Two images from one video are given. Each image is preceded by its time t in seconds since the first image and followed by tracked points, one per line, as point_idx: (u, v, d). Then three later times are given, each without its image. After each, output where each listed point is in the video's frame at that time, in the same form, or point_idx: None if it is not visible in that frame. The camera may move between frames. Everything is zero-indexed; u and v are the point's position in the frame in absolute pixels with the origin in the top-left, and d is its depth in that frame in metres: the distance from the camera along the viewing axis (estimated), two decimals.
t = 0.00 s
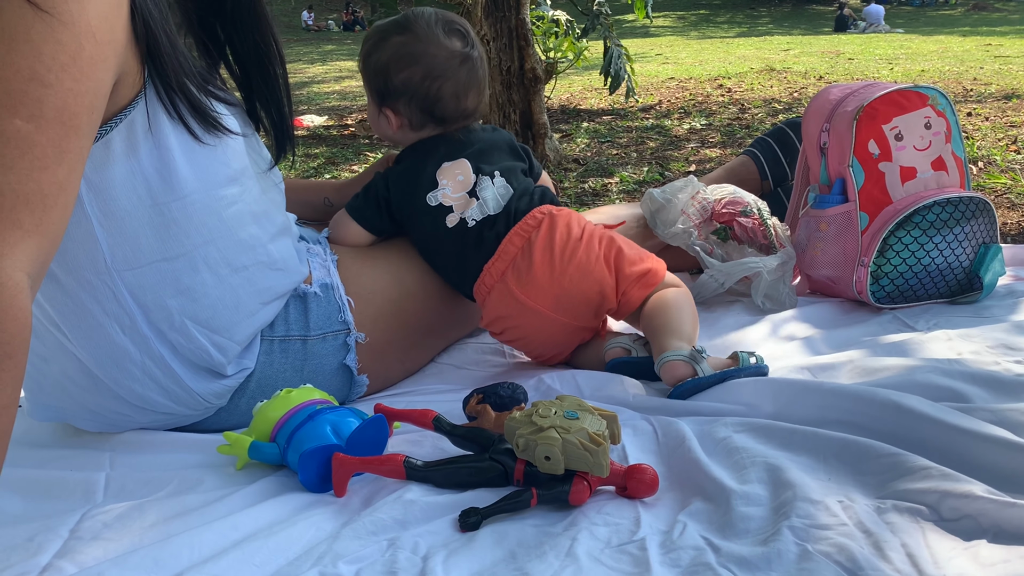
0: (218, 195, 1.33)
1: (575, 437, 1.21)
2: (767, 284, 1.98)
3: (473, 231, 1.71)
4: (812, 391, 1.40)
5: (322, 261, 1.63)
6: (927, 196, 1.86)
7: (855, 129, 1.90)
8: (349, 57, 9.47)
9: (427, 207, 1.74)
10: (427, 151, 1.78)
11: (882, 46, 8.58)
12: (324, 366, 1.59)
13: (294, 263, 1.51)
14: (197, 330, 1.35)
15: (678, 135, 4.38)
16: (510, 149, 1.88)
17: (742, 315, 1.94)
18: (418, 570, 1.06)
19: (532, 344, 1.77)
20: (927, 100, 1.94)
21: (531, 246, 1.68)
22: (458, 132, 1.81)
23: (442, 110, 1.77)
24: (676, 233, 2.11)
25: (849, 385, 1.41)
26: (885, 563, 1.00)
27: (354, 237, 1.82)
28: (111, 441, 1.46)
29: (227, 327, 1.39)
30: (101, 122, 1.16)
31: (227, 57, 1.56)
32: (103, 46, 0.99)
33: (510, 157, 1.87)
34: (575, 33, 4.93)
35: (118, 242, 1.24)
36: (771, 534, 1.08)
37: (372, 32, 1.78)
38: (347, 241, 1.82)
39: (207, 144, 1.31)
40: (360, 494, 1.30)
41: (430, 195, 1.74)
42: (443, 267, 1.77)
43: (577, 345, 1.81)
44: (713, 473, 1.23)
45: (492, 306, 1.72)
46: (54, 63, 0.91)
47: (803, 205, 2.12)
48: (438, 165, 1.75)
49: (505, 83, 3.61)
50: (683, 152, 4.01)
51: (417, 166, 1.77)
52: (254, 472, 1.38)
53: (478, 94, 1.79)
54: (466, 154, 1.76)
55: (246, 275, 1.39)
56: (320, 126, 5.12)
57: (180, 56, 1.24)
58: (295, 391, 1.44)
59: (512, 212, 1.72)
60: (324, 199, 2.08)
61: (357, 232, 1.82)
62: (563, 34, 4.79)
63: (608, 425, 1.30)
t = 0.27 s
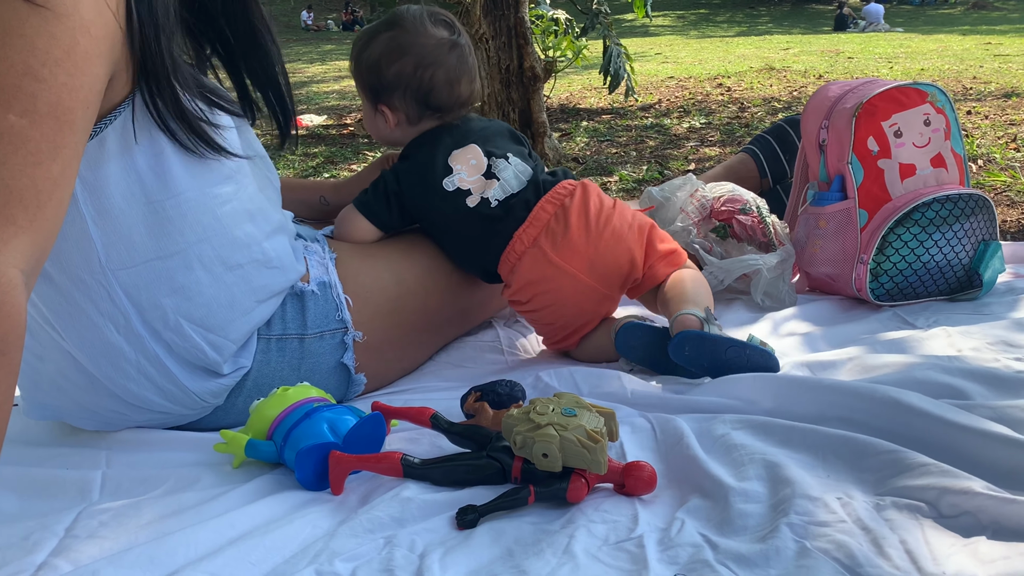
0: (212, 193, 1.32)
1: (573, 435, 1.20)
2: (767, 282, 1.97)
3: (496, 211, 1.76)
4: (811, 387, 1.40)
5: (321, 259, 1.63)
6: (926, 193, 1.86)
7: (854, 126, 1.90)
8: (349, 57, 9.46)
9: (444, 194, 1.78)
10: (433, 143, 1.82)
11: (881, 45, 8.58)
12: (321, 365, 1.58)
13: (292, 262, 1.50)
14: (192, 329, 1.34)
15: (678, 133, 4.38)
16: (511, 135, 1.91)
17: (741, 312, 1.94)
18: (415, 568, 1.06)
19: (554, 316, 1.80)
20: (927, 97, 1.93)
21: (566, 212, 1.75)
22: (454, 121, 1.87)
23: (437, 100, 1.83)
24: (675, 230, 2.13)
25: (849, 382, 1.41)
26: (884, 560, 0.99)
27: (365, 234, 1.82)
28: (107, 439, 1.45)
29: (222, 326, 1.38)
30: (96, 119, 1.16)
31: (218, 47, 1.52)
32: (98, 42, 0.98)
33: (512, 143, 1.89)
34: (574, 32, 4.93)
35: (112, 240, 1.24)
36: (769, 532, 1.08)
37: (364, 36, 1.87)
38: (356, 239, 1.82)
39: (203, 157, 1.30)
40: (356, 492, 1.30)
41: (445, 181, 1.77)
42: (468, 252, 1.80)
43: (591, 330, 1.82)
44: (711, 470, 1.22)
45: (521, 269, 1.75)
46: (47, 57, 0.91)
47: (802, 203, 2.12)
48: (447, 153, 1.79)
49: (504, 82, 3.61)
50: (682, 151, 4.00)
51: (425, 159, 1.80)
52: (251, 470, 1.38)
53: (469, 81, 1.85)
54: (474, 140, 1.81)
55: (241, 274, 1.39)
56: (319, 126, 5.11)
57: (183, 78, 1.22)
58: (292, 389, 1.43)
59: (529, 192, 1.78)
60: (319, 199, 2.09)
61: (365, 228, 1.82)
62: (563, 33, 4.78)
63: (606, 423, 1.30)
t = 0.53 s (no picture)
0: (214, 195, 1.33)
1: (565, 432, 1.20)
2: (761, 279, 1.98)
3: (512, 204, 1.80)
4: (804, 384, 1.40)
5: (316, 259, 1.63)
6: (919, 190, 1.86)
7: (848, 123, 1.91)
8: (345, 57, 9.45)
9: (459, 189, 1.82)
10: (439, 142, 1.86)
11: (877, 43, 8.59)
12: (316, 366, 1.59)
13: (288, 264, 1.51)
14: (191, 331, 1.34)
15: (674, 131, 4.39)
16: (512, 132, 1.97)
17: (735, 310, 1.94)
18: (410, 566, 1.06)
19: (573, 301, 1.79)
20: (920, 94, 1.94)
21: (591, 197, 1.81)
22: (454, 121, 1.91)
23: (436, 100, 1.87)
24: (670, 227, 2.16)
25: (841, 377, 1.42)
26: (876, 555, 1.00)
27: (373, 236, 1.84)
28: (102, 439, 1.46)
29: (220, 328, 1.39)
30: (101, 120, 1.15)
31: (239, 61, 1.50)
32: (104, 45, 0.98)
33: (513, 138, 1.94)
34: (570, 31, 4.93)
35: (114, 240, 1.24)
36: (761, 527, 1.08)
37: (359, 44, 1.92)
38: (363, 241, 1.82)
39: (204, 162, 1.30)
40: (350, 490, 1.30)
41: (459, 178, 1.82)
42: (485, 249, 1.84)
43: (597, 325, 1.83)
44: (703, 466, 1.23)
45: (547, 249, 1.78)
46: (55, 59, 0.91)
47: (796, 200, 2.13)
48: (458, 150, 1.83)
49: (500, 81, 3.61)
50: (678, 149, 4.01)
51: (435, 158, 1.84)
52: (245, 468, 1.38)
53: (465, 79, 1.90)
54: (483, 138, 1.86)
55: (239, 276, 1.39)
56: (315, 125, 5.11)
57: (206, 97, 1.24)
58: (287, 387, 1.43)
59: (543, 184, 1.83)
60: (311, 201, 2.09)
61: (371, 230, 1.83)
62: (559, 31, 4.79)
63: (600, 420, 1.31)
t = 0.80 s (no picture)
0: (200, 194, 1.33)
1: (558, 433, 1.21)
2: (754, 279, 1.99)
3: (517, 192, 1.84)
4: (795, 382, 1.41)
5: (310, 261, 1.64)
6: (911, 189, 1.87)
7: (841, 122, 1.91)
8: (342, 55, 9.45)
9: (462, 180, 1.84)
10: (439, 138, 1.88)
11: (873, 39, 8.59)
12: (310, 369, 1.59)
13: (280, 264, 1.51)
14: (181, 331, 1.34)
15: (670, 130, 4.39)
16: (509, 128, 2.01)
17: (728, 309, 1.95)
18: (402, 567, 1.07)
19: (574, 287, 1.81)
20: (913, 93, 1.94)
21: (594, 186, 1.85)
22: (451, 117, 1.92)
23: (432, 97, 1.88)
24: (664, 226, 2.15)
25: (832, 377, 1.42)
26: (865, 555, 1.01)
27: (374, 231, 1.82)
28: (96, 441, 1.46)
29: (210, 328, 1.38)
30: (85, 120, 1.15)
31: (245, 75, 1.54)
32: (88, 46, 0.98)
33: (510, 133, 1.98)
34: (566, 29, 4.93)
35: (100, 242, 1.24)
36: (751, 527, 1.09)
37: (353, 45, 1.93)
38: (364, 239, 1.81)
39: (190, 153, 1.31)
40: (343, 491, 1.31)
41: (461, 168, 1.84)
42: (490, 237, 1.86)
43: (595, 316, 1.84)
44: (695, 466, 1.23)
45: (550, 234, 1.81)
46: (38, 60, 0.91)
47: (789, 199, 2.13)
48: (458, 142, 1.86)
49: (495, 80, 3.61)
50: (674, 147, 4.01)
51: (437, 150, 1.86)
52: (239, 470, 1.38)
53: (461, 75, 1.91)
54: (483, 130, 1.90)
55: (228, 276, 1.39)
56: (311, 124, 5.11)
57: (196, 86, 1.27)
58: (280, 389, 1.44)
59: (545, 174, 1.88)
60: (305, 202, 2.09)
61: (373, 227, 1.82)
62: (554, 30, 4.78)
63: (591, 421, 1.31)
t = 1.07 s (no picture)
0: (188, 183, 1.33)
1: (559, 427, 1.21)
2: (755, 274, 1.98)
3: (537, 176, 1.87)
4: (796, 378, 1.41)
5: (308, 254, 1.65)
6: (912, 185, 1.87)
7: (841, 118, 1.91)
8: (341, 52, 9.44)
9: (481, 166, 1.86)
10: (456, 128, 1.91)
11: (874, 37, 8.59)
12: (308, 361, 1.59)
13: (271, 250, 1.50)
14: (171, 321, 1.34)
15: (670, 126, 4.39)
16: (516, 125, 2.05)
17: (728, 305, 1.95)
18: (402, 561, 1.07)
19: (590, 269, 1.82)
20: (913, 89, 1.94)
21: (611, 174, 1.89)
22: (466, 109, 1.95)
23: (448, 88, 1.91)
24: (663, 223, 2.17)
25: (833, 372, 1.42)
26: (865, 549, 1.01)
27: (397, 220, 1.81)
28: (96, 436, 1.46)
29: (201, 316, 1.38)
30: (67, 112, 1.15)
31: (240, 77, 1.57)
32: (67, 37, 0.98)
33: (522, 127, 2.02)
34: (566, 25, 4.93)
35: (87, 233, 1.23)
36: (752, 521, 1.09)
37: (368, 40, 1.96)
38: (385, 228, 1.80)
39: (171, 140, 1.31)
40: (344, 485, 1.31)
41: (480, 154, 1.87)
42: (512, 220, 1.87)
43: (606, 302, 1.84)
44: (696, 461, 1.23)
45: (568, 216, 1.82)
46: (18, 53, 0.91)
47: (789, 195, 2.13)
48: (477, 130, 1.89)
49: (495, 76, 3.61)
50: (674, 144, 4.01)
51: (456, 139, 1.88)
52: (239, 464, 1.38)
53: (475, 66, 1.95)
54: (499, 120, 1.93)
55: (217, 265, 1.39)
56: (311, 121, 5.10)
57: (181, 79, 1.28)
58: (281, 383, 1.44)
59: (562, 161, 1.92)
60: (301, 197, 2.09)
61: (395, 215, 1.81)
62: (554, 26, 4.78)
63: (591, 416, 1.31)
